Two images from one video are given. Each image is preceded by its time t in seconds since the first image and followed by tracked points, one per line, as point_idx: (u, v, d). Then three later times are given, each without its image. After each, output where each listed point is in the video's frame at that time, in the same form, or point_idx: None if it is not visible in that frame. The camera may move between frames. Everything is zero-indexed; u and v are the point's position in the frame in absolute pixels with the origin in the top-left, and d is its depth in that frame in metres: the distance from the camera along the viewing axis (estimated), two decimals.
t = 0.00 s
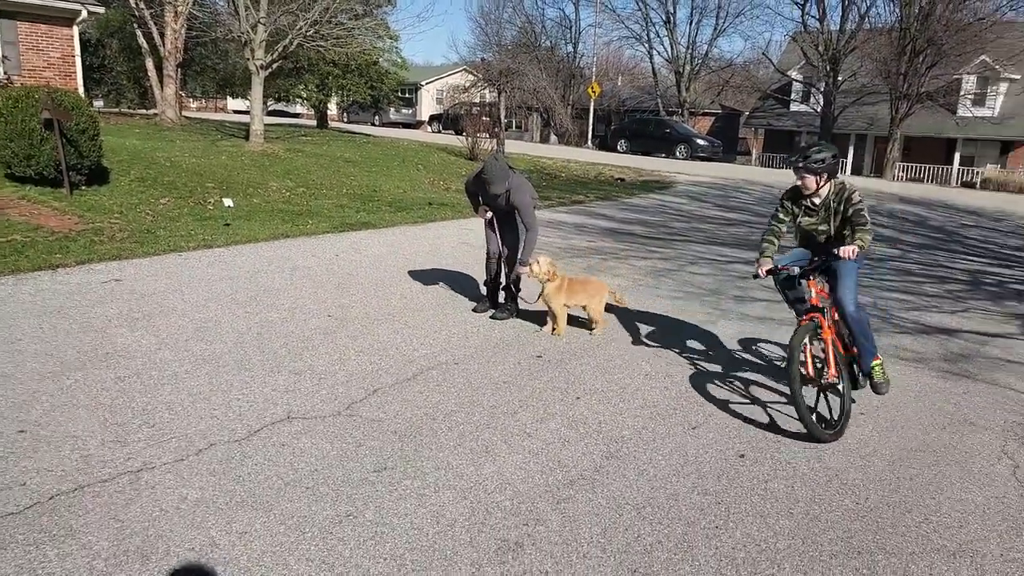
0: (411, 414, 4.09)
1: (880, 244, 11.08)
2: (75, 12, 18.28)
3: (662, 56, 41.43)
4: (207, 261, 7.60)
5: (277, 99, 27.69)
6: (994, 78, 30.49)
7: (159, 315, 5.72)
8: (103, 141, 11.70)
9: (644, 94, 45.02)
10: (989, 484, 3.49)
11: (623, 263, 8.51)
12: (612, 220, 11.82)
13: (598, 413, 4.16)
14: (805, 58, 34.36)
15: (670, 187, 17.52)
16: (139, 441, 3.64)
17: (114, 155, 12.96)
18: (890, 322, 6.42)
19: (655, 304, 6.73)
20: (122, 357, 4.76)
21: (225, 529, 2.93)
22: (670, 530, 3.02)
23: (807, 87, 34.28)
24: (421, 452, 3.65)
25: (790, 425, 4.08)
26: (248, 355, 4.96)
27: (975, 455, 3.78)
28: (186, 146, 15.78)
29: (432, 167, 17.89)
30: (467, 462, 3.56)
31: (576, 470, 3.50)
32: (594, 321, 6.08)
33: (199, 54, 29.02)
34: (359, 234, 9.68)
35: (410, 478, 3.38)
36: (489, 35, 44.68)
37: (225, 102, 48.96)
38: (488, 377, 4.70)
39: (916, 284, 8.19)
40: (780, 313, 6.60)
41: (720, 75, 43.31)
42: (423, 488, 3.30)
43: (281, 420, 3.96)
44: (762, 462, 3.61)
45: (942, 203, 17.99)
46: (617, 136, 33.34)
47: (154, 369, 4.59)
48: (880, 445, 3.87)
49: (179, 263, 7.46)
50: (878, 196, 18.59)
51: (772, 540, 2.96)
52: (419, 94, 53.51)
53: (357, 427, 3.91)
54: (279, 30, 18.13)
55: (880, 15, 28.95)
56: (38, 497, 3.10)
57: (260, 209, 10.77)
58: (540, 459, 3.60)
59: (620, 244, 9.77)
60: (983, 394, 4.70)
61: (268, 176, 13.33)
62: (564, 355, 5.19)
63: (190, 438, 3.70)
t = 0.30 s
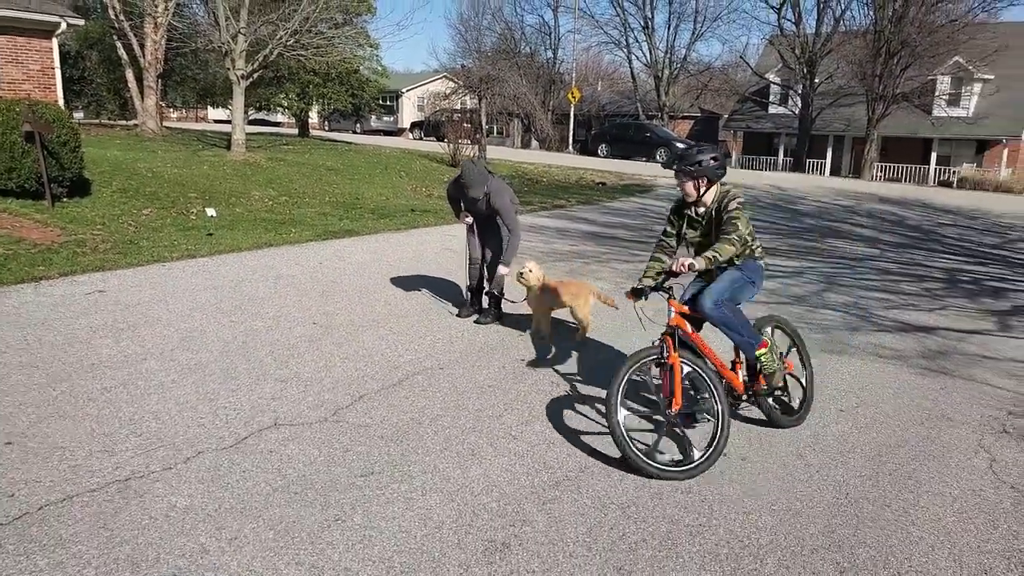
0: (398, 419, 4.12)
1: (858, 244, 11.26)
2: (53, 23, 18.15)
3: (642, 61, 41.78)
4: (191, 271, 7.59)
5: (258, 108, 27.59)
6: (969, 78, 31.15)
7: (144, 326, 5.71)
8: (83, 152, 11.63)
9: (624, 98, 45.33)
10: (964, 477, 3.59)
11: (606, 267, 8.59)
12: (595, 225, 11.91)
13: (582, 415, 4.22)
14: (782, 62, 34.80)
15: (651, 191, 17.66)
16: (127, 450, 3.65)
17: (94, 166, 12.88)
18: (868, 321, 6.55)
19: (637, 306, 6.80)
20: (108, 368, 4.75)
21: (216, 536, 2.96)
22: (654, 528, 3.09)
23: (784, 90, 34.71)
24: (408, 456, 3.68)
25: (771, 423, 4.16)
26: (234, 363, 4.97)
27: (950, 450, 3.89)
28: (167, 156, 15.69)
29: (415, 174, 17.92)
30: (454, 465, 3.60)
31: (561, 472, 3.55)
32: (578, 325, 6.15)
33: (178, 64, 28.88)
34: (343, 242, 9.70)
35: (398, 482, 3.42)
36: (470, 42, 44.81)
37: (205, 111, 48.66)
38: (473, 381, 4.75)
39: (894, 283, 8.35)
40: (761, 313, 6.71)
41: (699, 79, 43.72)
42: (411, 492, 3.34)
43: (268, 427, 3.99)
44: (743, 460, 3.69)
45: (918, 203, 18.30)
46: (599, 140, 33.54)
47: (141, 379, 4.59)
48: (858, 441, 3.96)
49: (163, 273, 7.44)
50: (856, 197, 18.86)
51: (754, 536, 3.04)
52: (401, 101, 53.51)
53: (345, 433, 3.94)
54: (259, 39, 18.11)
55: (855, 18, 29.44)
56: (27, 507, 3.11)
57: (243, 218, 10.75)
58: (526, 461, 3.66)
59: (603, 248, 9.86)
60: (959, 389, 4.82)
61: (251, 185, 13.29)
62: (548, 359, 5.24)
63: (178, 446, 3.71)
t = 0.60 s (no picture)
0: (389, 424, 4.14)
1: (846, 246, 11.35)
2: (43, 32, 18.15)
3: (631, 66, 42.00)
4: (183, 278, 7.60)
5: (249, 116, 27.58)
6: (957, 81, 31.44)
7: (136, 333, 5.72)
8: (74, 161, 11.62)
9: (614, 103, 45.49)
10: (951, 474, 3.64)
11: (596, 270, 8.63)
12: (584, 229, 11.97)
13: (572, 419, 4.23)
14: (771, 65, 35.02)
15: (641, 195, 17.75)
16: (120, 456, 3.66)
17: (85, 175, 12.87)
18: (856, 322, 6.61)
19: (624, 310, 6.83)
20: (100, 374, 4.76)
21: (209, 539, 2.98)
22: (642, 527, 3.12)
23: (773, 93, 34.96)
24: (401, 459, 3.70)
25: (757, 423, 4.21)
26: (226, 369, 4.98)
27: (936, 448, 3.94)
28: (157, 164, 15.66)
29: (406, 180, 17.96)
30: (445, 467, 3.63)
31: (550, 473, 3.58)
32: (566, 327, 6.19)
33: (168, 72, 28.89)
34: (332, 248, 9.72)
35: (390, 485, 3.45)
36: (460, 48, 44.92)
37: (195, 119, 48.57)
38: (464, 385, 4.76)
39: (882, 284, 8.42)
40: (750, 315, 6.76)
41: (688, 83, 43.95)
42: (403, 494, 3.37)
43: (261, 432, 4.00)
44: (731, 460, 3.73)
45: (906, 204, 18.44)
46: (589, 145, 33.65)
47: (133, 385, 4.60)
48: (846, 440, 4.02)
49: (155, 280, 7.45)
50: (844, 199, 19.01)
51: (741, 534, 3.08)
52: (392, 107, 53.61)
53: (337, 437, 3.96)
54: (249, 47, 18.13)
55: (842, 22, 29.70)
56: (21, 512, 3.11)
57: (234, 225, 10.76)
58: (516, 462, 3.68)
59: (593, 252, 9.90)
60: (945, 388, 4.89)
61: (241, 192, 13.30)
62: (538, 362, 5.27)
63: (171, 452, 3.72)
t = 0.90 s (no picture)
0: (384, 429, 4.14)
1: (841, 250, 11.39)
2: (40, 44, 18.16)
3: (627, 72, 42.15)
4: (181, 286, 7.60)
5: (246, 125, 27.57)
6: (952, 84, 31.56)
7: (133, 341, 5.71)
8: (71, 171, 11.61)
9: (609, 109, 45.62)
10: (946, 476, 3.65)
11: (591, 276, 8.64)
12: (581, 235, 11.99)
13: (567, 423, 4.23)
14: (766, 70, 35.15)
15: (637, 200, 17.78)
16: (119, 463, 3.65)
17: (82, 184, 12.86)
18: (851, 325, 6.62)
19: (621, 315, 6.84)
20: (99, 383, 4.75)
21: (207, 544, 2.98)
22: (637, 530, 3.12)
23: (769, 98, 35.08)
24: (396, 465, 3.70)
25: (753, 427, 4.21)
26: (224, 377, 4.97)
27: (932, 450, 3.95)
28: (154, 174, 15.66)
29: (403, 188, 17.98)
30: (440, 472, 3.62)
31: (544, 478, 3.58)
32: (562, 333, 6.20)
33: (164, 82, 28.91)
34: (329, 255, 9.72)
35: (385, 491, 3.44)
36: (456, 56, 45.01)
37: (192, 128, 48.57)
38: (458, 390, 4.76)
39: (877, 288, 8.45)
40: (746, 320, 6.78)
41: (683, 89, 44.11)
42: (399, 499, 3.36)
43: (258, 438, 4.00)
44: (726, 464, 3.73)
45: (902, 208, 18.50)
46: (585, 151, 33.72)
47: (132, 393, 4.59)
48: (842, 442, 4.03)
49: (153, 289, 7.45)
50: (839, 203, 19.10)
51: (737, 537, 3.08)
52: (388, 115, 53.69)
53: (333, 443, 3.95)
54: (245, 57, 18.17)
55: (837, 26, 29.83)
56: (20, 519, 3.11)
57: (231, 233, 10.76)
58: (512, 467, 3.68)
59: (588, 258, 9.91)
60: (940, 391, 4.91)
61: (238, 200, 13.30)
62: (534, 367, 5.27)
63: (169, 458, 3.71)
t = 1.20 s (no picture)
0: (383, 436, 4.14)
1: (841, 257, 11.41)
2: (42, 54, 18.23)
3: (626, 80, 42.30)
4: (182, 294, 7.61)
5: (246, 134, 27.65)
6: (952, 91, 31.63)
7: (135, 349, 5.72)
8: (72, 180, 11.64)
9: (608, 117, 45.74)
10: (946, 483, 3.65)
11: (590, 284, 8.66)
12: (580, 242, 12.01)
13: (565, 430, 4.23)
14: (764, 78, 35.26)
15: (636, 208, 17.81)
16: (121, 470, 3.66)
17: (83, 193, 12.88)
18: (851, 332, 6.63)
19: (619, 322, 6.86)
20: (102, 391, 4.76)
21: (208, 550, 2.98)
22: (636, 536, 3.13)
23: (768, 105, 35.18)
24: (394, 472, 3.71)
25: (752, 434, 4.22)
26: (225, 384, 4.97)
27: (931, 457, 3.96)
28: (154, 183, 15.69)
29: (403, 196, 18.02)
30: (439, 479, 3.63)
31: (542, 484, 3.58)
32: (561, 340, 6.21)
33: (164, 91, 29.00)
34: (329, 263, 9.74)
35: (384, 497, 3.44)
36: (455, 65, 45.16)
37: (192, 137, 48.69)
38: (456, 398, 4.76)
39: (877, 295, 8.46)
40: (745, 327, 6.79)
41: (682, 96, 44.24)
42: (396, 506, 3.36)
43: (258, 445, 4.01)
44: (724, 471, 3.74)
45: (901, 215, 18.53)
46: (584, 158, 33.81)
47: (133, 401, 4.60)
48: (840, 449, 4.03)
49: (155, 297, 7.46)
50: (839, 210, 19.13)
51: (736, 543, 3.08)
52: (387, 124, 53.84)
53: (332, 450, 3.94)
54: (244, 66, 18.25)
55: (836, 34, 29.94)
56: (23, 526, 3.11)
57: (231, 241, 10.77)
58: (510, 474, 3.68)
59: (587, 265, 9.93)
60: (941, 397, 4.92)
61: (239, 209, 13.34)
62: (532, 374, 5.28)
63: (170, 465, 3.72)
